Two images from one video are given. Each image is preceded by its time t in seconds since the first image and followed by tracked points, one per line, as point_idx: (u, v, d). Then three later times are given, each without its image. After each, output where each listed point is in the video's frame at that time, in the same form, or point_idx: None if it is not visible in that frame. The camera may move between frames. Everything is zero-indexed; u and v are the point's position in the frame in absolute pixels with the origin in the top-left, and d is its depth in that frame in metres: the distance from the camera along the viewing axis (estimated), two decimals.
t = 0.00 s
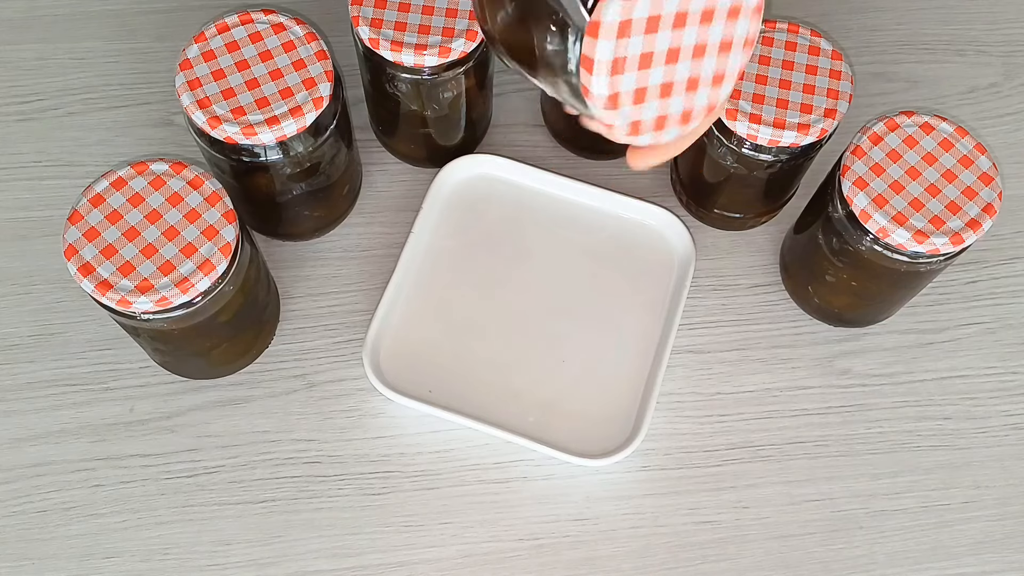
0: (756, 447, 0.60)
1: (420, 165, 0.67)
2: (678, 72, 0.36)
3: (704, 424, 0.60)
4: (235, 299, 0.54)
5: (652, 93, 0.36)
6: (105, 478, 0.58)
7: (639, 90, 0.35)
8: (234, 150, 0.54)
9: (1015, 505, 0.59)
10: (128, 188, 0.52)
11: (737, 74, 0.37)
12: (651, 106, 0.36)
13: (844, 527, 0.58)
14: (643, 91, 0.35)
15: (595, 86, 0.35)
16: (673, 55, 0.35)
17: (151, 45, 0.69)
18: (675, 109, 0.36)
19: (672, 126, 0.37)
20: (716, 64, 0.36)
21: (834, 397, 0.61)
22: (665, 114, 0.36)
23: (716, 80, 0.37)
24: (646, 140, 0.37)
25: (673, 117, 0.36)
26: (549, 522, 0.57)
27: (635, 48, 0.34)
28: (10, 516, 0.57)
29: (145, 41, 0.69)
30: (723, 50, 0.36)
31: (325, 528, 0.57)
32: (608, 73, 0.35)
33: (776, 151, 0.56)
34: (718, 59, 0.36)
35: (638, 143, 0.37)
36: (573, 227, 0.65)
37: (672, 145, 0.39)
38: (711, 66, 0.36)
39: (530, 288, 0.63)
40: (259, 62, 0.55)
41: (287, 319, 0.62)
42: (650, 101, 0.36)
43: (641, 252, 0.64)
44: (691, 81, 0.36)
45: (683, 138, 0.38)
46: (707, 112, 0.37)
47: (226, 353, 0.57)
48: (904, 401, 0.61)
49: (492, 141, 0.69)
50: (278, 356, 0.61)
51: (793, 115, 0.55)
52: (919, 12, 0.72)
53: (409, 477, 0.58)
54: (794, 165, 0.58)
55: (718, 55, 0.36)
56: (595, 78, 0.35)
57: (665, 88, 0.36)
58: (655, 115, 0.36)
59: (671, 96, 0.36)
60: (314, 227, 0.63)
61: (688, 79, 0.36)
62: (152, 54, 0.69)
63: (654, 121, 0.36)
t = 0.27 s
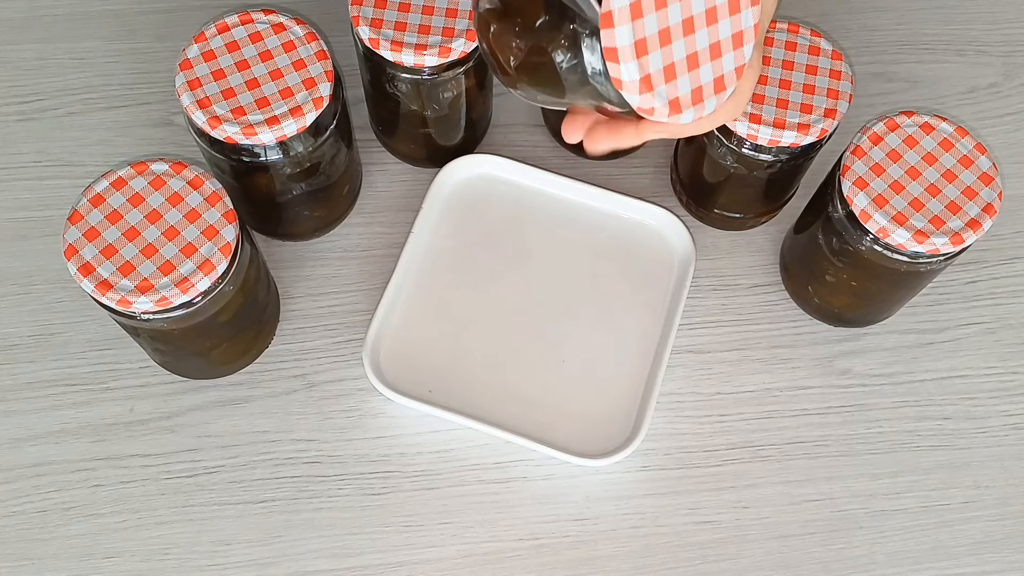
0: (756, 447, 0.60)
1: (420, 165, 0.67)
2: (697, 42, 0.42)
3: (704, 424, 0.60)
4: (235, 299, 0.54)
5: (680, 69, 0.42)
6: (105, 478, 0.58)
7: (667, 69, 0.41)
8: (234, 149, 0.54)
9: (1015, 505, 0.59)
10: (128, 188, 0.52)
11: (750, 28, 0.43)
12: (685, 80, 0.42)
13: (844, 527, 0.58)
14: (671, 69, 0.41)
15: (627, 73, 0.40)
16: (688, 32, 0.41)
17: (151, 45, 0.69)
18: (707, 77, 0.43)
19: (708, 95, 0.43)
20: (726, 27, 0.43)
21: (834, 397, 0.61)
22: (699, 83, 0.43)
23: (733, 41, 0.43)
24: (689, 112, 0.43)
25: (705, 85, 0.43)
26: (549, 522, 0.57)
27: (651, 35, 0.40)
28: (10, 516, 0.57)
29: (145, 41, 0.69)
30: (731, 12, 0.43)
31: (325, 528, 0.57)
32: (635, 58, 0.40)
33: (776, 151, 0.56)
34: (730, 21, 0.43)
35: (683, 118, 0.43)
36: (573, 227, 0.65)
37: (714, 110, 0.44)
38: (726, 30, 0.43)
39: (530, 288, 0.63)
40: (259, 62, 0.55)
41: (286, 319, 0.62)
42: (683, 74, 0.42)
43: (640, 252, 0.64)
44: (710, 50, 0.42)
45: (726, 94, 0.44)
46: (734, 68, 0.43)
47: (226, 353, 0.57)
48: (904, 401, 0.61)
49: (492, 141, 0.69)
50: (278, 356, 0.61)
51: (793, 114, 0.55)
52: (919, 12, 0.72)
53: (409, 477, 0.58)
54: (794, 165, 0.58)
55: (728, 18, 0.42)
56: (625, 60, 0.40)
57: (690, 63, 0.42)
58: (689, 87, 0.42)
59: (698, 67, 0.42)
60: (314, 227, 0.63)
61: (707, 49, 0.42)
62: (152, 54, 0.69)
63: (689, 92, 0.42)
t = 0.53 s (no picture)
0: (756, 447, 0.60)
1: (420, 165, 0.67)
2: (704, 21, 0.39)
3: (704, 424, 0.60)
4: (235, 299, 0.54)
5: (683, 45, 0.39)
6: (105, 478, 0.58)
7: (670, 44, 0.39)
8: (234, 149, 0.54)
9: (1015, 505, 0.59)
10: (128, 188, 0.52)
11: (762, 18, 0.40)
12: (687, 58, 0.40)
13: (844, 527, 0.58)
14: (674, 44, 0.39)
15: (628, 39, 0.39)
16: (695, 10, 0.39)
17: (151, 45, 0.69)
18: (709, 60, 0.40)
19: (709, 79, 0.41)
20: (738, 11, 0.40)
21: (834, 397, 0.61)
22: (701, 65, 0.40)
23: (741, 28, 0.40)
24: (686, 93, 0.41)
25: (707, 67, 0.40)
26: (549, 522, 0.57)
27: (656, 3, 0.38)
28: (10, 516, 0.57)
29: (145, 41, 0.69)
30: None
31: (325, 528, 0.57)
32: (637, 24, 0.38)
33: (776, 151, 0.56)
34: (740, 7, 0.40)
35: (679, 99, 0.41)
36: (573, 227, 0.65)
37: (714, 98, 0.42)
38: (734, 14, 0.40)
39: (530, 288, 0.63)
40: (259, 62, 0.55)
41: (286, 319, 0.62)
42: (685, 51, 0.40)
43: (641, 252, 0.64)
44: (716, 32, 0.40)
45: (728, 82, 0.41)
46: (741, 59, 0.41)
47: (226, 353, 0.57)
48: (904, 401, 0.61)
49: (492, 141, 0.69)
50: (278, 356, 0.61)
51: (793, 114, 0.55)
52: (919, 12, 0.72)
53: (409, 477, 0.58)
54: (794, 165, 0.58)
55: (739, 2, 0.40)
56: (626, 25, 0.38)
57: (695, 40, 0.40)
58: (691, 66, 0.40)
59: (702, 48, 0.40)
60: (314, 227, 0.63)
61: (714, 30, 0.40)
62: (152, 54, 0.69)
63: (691, 71, 0.40)
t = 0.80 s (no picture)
0: (756, 447, 0.60)
1: (420, 165, 0.67)
2: (701, 32, 0.39)
3: (704, 424, 0.60)
4: (235, 299, 0.54)
5: (679, 57, 0.39)
6: (105, 478, 0.58)
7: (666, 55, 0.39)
8: (234, 150, 0.54)
9: (1015, 505, 0.59)
10: (128, 188, 0.52)
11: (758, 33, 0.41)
12: (682, 69, 0.40)
13: (844, 527, 0.58)
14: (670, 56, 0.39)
15: (622, 48, 0.38)
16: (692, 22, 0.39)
17: (151, 45, 0.69)
18: (705, 71, 0.40)
19: (702, 91, 0.41)
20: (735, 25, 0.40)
21: (834, 397, 0.61)
22: (695, 76, 0.40)
23: (738, 42, 0.40)
24: (678, 104, 0.40)
25: (700, 80, 0.40)
26: (549, 522, 0.57)
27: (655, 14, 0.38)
28: (10, 516, 0.57)
29: (145, 41, 0.69)
30: (741, 10, 0.40)
31: (325, 528, 0.57)
32: (633, 33, 0.38)
33: (776, 151, 0.56)
34: (738, 20, 0.40)
35: (672, 109, 0.41)
36: (573, 227, 0.65)
37: (709, 110, 0.42)
38: (732, 28, 0.40)
39: (531, 288, 0.63)
40: (259, 62, 0.55)
41: (286, 319, 0.62)
42: (679, 64, 0.39)
43: (641, 252, 0.64)
44: (712, 46, 0.40)
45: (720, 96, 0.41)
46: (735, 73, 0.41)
47: (226, 353, 0.57)
48: (904, 401, 0.61)
49: (492, 141, 0.69)
50: (278, 356, 0.61)
51: (793, 114, 0.55)
52: (919, 12, 0.72)
53: (409, 477, 0.58)
54: (794, 165, 0.58)
55: (738, 16, 0.40)
56: (621, 35, 0.38)
57: (691, 53, 0.40)
58: (683, 79, 0.40)
59: (697, 60, 0.40)
60: (314, 227, 0.63)
61: (710, 44, 0.40)
62: (152, 54, 0.69)
63: (683, 84, 0.40)
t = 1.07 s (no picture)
0: (756, 447, 0.60)
1: (420, 165, 0.67)
2: (702, 35, 0.40)
3: (704, 424, 0.60)
4: (235, 299, 0.54)
5: (681, 60, 0.39)
6: (105, 478, 0.58)
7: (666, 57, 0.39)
8: (234, 150, 0.54)
9: (1015, 505, 0.59)
10: (128, 188, 0.52)
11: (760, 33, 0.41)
12: (685, 72, 0.40)
13: (844, 527, 0.58)
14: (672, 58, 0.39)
15: (621, 53, 0.39)
16: (692, 24, 0.39)
17: (151, 45, 0.69)
18: (708, 73, 0.40)
19: (707, 93, 0.40)
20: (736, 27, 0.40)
21: (834, 397, 0.61)
22: (700, 78, 0.40)
23: (740, 42, 0.40)
24: (684, 107, 0.40)
25: (705, 82, 0.40)
26: (549, 522, 0.57)
27: (651, 19, 0.38)
28: (10, 516, 0.57)
29: (145, 41, 0.69)
30: (740, 12, 0.40)
31: (325, 528, 0.57)
32: (631, 39, 0.38)
33: (776, 151, 0.56)
34: (738, 21, 0.40)
35: (678, 113, 0.41)
36: (573, 227, 0.65)
37: (715, 111, 0.42)
38: (733, 29, 0.40)
39: (531, 288, 0.63)
40: (259, 62, 0.55)
41: (286, 319, 0.62)
42: (682, 66, 0.40)
43: (640, 252, 0.64)
44: (714, 47, 0.40)
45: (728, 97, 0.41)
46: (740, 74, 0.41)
47: (226, 353, 0.57)
48: (904, 401, 0.61)
49: (492, 141, 0.69)
50: (278, 356, 0.61)
51: (793, 114, 0.55)
52: (919, 12, 0.72)
53: (409, 477, 0.58)
54: (794, 165, 0.58)
55: (737, 17, 0.40)
56: (620, 41, 0.38)
57: (693, 55, 0.40)
58: (688, 81, 0.40)
59: (700, 62, 0.40)
60: (314, 227, 0.63)
61: (712, 45, 0.40)
62: (152, 54, 0.69)
63: (688, 86, 0.40)
